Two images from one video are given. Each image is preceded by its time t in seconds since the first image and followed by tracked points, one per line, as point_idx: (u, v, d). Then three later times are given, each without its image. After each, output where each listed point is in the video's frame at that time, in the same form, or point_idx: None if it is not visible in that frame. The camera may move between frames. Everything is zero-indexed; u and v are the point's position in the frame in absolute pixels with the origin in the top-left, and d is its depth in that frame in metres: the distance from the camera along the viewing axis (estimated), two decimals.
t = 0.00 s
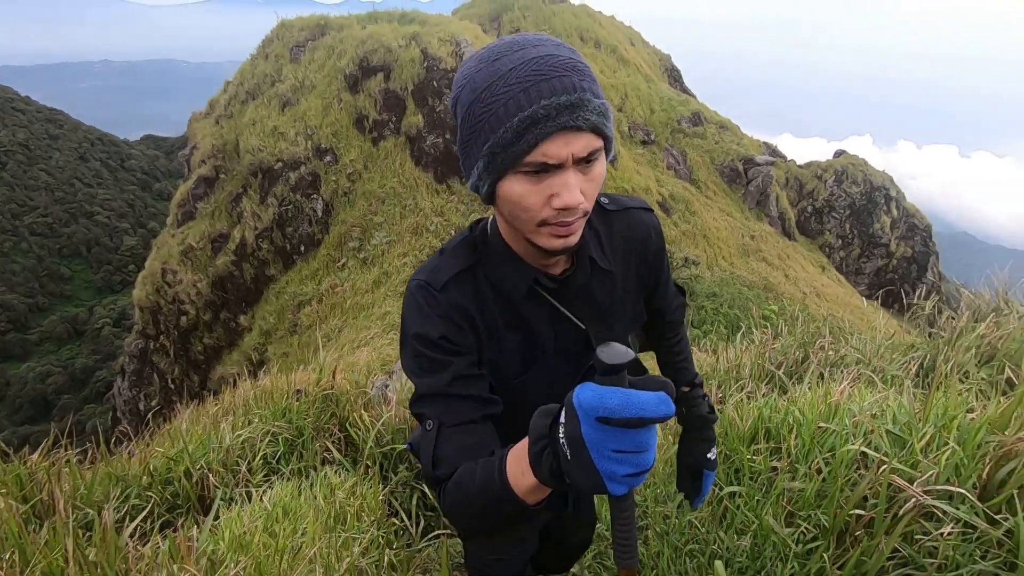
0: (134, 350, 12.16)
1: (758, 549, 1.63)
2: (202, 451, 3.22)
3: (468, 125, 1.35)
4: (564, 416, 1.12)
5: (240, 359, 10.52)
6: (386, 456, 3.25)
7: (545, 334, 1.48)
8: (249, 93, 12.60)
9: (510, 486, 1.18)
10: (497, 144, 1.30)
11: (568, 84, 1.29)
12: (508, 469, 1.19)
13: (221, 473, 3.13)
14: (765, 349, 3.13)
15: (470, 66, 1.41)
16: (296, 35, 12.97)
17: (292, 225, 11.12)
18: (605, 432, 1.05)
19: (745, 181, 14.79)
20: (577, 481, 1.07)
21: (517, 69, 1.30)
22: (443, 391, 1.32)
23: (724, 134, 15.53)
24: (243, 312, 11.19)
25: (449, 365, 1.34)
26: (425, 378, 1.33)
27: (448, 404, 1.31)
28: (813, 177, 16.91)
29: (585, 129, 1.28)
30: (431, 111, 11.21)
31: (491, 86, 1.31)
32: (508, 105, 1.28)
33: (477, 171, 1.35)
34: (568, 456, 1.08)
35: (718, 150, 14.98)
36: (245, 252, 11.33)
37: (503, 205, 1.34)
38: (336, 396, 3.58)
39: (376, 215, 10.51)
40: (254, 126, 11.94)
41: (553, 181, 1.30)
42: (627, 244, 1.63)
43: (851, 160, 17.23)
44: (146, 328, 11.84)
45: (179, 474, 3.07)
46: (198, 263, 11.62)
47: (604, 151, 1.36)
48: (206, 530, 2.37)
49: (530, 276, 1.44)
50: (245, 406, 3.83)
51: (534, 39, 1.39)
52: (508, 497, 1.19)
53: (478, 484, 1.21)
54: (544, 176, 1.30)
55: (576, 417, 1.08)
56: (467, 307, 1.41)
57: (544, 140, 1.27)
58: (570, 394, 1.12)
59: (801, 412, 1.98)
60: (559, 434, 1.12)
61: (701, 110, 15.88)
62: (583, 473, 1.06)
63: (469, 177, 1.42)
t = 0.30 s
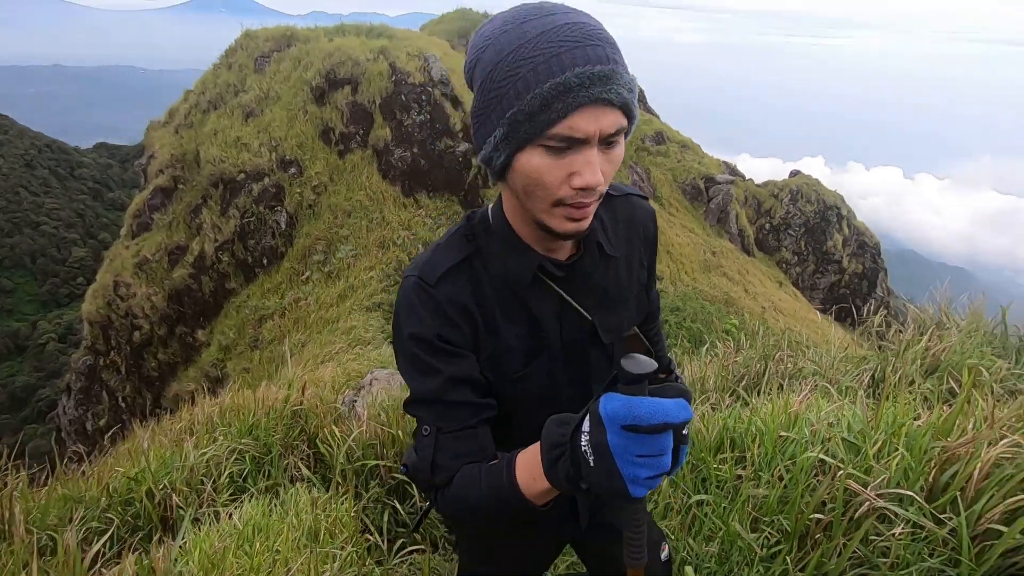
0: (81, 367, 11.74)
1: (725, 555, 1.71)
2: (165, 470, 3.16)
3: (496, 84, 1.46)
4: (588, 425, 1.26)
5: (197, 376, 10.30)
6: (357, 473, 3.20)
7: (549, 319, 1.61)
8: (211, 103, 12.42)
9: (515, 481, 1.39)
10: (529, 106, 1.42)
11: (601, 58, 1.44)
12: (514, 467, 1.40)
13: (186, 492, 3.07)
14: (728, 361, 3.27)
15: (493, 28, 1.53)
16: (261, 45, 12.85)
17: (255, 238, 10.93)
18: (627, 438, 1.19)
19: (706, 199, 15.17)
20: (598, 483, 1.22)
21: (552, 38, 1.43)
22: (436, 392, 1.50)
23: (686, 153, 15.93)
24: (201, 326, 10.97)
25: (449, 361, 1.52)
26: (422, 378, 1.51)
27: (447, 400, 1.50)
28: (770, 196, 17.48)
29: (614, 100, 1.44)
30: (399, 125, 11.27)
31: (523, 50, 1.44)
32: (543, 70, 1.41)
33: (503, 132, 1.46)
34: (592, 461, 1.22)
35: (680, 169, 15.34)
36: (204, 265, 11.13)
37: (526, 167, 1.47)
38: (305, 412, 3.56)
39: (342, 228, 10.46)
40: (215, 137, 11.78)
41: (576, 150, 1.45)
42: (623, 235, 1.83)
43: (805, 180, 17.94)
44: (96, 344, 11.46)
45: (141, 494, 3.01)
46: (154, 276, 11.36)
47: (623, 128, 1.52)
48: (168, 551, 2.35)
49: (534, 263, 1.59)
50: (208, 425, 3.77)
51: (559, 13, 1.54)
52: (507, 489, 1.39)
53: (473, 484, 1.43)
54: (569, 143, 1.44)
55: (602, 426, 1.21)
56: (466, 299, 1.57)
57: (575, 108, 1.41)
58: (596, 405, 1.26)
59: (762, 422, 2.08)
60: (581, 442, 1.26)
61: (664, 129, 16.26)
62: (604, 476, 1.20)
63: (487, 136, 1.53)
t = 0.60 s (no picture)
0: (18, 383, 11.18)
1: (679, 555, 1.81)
2: (117, 487, 3.06)
3: (570, 127, 1.25)
4: (600, 440, 1.12)
5: (147, 391, 10.04)
6: (319, 485, 3.16)
7: (578, 365, 1.43)
8: (166, 108, 12.17)
9: (521, 506, 1.19)
10: (599, 157, 1.22)
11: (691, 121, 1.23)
12: (517, 486, 1.20)
13: (140, 509, 2.97)
14: (685, 372, 3.40)
15: (580, 65, 1.32)
16: (221, 52, 12.64)
17: (211, 248, 10.72)
18: (647, 455, 1.08)
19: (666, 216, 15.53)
20: (610, 501, 1.09)
21: (642, 89, 1.23)
22: (452, 422, 1.30)
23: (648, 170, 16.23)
24: (151, 339, 10.67)
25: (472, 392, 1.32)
26: (438, 403, 1.32)
27: (460, 428, 1.30)
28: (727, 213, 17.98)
29: (694, 170, 1.23)
30: (362, 136, 11.29)
31: (607, 97, 1.24)
32: (622, 125, 1.21)
33: (567, 179, 1.26)
34: (606, 480, 1.09)
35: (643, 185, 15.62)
36: (156, 276, 10.87)
37: (583, 218, 1.27)
38: (266, 423, 3.44)
39: (303, 239, 10.32)
40: (170, 143, 11.56)
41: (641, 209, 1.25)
42: (653, 278, 1.67)
43: (760, 197, 18.57)
44: (34, 358, 10.94)
45: (92, 512, 2.92)
46: (101, 287, 11.05)
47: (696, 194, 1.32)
48: (124, 566, 2.37)
49: (571, 307, 1.40)
50: (161, 438, 3.66)
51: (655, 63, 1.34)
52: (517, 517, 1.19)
53: (476, 509, 1.23)
54: (635, 201, 1.24)
55: (617, 444, 1.09)
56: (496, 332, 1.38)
57: (649, 170, 1.20)
58: (608, 417, 1.13)
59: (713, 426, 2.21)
60: (592, 461, 1.11)
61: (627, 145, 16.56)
62: (622, 495, 1.07)
63: (549, 178, 1.33)
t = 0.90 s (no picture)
0: None
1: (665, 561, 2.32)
2: (38, 503, 2.79)
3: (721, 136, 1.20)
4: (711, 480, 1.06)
5: (73, 404, 9.37)
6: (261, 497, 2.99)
7: (658, 402, 1.30)
8: (102, 104, 11.61)
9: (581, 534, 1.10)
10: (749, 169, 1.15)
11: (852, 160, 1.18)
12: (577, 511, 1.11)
13: (63, 526, 2.71)
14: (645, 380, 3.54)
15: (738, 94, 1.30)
16: (164, 48, 12.15)
17: (149, 252, 10.21)
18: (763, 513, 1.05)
19: (617, 227, 15.55)
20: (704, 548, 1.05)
21: (810, 114, 1.17)
22: (513, 423, 1.17)
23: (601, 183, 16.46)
24: (79, 348, 10.01)
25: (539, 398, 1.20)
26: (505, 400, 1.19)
27: (514, 425, 1.18)
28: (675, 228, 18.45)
29: (848, 204, 1.16)
30: (314, 140, 11.04)
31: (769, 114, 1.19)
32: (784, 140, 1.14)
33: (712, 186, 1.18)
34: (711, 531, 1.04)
35: (595, 197, 15.80)
36: (87, 281, 10.23)
37: (720, 231, 1.17)
38: (206, 433, 3.22)
39: (249, 243, 10.02)
40: (105, 141, 11.01)
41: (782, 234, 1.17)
42: (749, 324, 1.57)
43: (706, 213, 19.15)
44: None
45: (9, 530, 2.64)
46: (22, 292, 10.29)
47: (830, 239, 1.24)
48: None
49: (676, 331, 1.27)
50: (90, 454, 3.39)
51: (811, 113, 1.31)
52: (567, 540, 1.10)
53: (506, 513, 1.12)
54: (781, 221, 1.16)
55: (733, 491, 1.04)
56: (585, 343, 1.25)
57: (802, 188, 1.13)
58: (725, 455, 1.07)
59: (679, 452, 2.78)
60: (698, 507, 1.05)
61: (580, 158, 16.81)
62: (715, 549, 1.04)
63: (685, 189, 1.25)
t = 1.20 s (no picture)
0: None
1: None
2: None
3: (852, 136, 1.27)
4: (795, 239, 0.99)
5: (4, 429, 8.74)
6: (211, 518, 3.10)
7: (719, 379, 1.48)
8: (39, 111, 11.05)
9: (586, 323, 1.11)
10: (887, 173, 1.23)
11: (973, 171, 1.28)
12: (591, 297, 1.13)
13: None
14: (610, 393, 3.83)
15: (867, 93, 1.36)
16: (108, 54, 11.66)
17: (91, 266, 9.75)
18: (858, 273, 0.97)
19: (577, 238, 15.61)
20: (765, 328, 0.98)
21: (938, 125, 1.27)
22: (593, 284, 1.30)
23: (560, 194, 16.55)
24: (14, 368, 9.38)
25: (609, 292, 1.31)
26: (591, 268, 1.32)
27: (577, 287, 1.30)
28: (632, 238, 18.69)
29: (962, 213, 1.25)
30: (269, 151, 10.81)
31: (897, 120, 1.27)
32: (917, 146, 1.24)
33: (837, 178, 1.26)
34: (782, 301, 0.96)
35: (554, 208, 15.85)
36: (23, 297, 9.69)
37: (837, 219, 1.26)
38: (153, 455, 3.28)
39: (200, 256, 9.71)
40: (42, 150, 10.44)
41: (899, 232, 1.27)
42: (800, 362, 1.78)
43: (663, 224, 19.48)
44: None
45: None
46: None
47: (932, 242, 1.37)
48: None
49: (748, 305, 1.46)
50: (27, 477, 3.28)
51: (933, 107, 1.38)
52: (562, 323, 1.12)
53: (531, 310, 1.16)
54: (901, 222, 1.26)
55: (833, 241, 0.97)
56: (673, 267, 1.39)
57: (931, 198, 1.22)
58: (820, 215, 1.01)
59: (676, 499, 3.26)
60: (770, 272, 0.99)
61: (539, 169, 16.90)
62: (788, 323, 0.96)
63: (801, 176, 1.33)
